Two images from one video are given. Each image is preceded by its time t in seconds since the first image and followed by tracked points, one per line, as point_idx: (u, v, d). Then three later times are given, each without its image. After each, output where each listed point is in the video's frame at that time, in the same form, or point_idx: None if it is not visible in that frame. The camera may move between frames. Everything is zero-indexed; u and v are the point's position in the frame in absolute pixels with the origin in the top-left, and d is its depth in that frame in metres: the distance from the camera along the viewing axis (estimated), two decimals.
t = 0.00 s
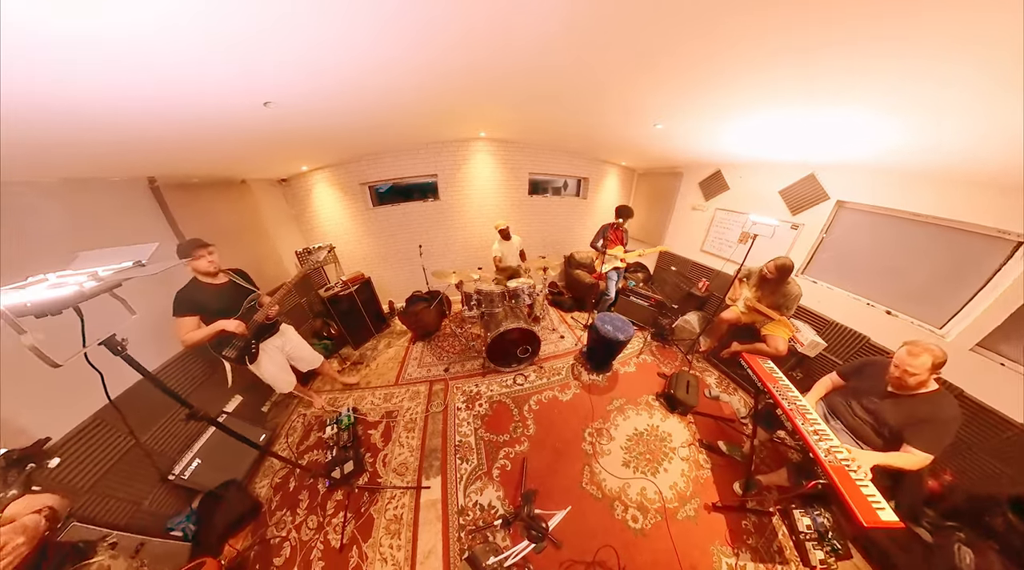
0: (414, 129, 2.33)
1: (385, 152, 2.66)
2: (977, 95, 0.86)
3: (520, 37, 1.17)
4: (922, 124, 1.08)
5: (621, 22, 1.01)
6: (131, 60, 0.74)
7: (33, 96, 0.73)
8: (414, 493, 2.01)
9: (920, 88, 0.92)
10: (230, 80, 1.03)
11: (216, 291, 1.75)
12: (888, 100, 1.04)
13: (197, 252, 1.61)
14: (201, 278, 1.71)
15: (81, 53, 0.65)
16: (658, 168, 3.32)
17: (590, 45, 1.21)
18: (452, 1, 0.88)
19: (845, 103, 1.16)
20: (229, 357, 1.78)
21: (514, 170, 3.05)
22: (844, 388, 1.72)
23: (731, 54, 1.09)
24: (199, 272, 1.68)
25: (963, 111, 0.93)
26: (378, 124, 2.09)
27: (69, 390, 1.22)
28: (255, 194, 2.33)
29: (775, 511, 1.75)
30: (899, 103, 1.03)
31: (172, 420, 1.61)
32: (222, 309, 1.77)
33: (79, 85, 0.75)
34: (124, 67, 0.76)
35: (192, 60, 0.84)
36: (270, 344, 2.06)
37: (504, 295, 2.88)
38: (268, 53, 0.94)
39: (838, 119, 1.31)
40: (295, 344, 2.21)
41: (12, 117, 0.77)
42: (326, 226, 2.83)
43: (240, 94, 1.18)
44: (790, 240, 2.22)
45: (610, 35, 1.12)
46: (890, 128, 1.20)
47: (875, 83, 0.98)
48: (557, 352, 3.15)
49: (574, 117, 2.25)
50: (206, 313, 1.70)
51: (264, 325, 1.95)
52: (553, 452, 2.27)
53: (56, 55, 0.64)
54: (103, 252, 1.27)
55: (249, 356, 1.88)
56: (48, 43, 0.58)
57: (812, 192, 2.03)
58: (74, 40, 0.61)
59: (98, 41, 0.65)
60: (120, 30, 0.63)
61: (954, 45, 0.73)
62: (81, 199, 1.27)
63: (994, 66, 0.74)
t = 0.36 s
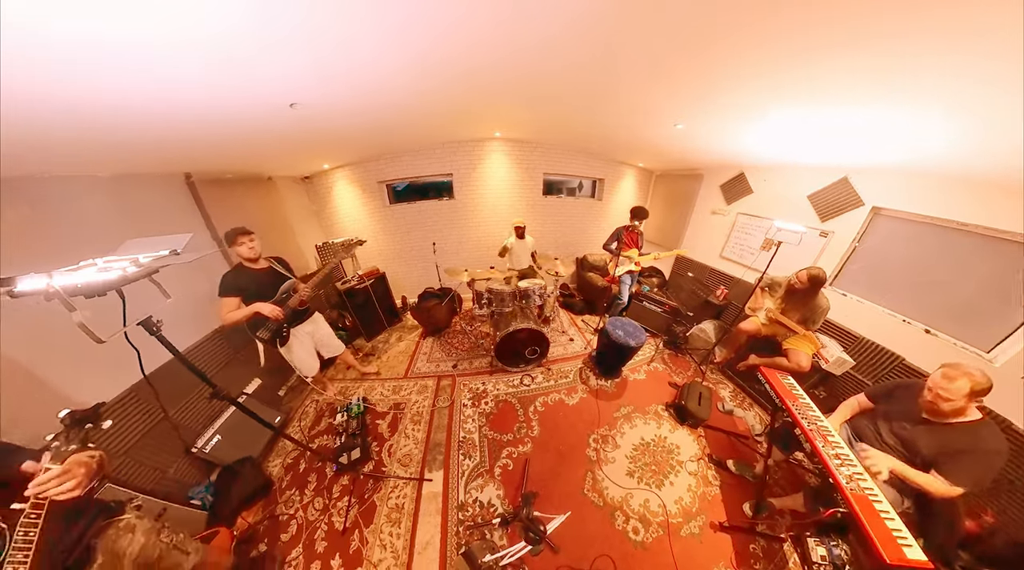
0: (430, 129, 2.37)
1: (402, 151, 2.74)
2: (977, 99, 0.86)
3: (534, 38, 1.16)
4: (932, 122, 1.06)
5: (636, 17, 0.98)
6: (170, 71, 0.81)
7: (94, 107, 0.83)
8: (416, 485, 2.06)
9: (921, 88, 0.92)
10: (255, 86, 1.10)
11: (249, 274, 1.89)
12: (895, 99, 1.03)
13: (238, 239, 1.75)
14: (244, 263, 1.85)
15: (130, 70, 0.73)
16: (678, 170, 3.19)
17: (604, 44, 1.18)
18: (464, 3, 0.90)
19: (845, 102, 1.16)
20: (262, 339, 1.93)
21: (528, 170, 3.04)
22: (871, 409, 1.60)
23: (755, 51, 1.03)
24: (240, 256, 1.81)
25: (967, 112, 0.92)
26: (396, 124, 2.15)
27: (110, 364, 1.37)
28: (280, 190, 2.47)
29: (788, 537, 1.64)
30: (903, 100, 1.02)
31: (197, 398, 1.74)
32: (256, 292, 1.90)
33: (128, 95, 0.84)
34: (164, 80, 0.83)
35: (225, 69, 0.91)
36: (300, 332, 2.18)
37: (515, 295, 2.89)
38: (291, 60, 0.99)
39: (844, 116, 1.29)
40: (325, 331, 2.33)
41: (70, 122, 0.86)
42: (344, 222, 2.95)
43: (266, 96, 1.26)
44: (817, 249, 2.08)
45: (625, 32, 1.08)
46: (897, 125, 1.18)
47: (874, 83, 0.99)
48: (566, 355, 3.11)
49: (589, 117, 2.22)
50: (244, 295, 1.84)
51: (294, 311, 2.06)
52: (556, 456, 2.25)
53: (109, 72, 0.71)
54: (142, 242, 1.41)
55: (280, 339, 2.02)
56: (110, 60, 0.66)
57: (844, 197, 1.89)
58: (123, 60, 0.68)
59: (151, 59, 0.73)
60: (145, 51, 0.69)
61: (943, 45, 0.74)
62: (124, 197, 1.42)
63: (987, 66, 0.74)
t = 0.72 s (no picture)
0: (446, 128, 2.41)
1: (420, 151, 2.82)
2: (975, 98, 0.88)
3: (543, 33, 1.14)
4: (937, 120, 1.06)
5: (649, 12, 0.94)
6: (191, 69, 0.87)
7: (121, 101, 0.89)
8: (419, 477, 2.10)
9: (918, 89, 0.95)
10: (273, 86, 1.17)
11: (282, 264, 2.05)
12: (895, 100, 1.06)
13: (285, 224, 1.95)
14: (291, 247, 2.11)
15: (154, 67, 0.78)
16: (697, 172, 3.08)
17: (616, 39, 1.14)
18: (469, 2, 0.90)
19: (866, 101, 1.11)
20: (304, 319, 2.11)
21: (543, 171, 3.03)
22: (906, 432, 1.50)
23: (782, 46, 0.97)
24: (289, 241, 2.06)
25: (965, 111, 0.94)
26: (412, 124, 2.21)
27: (145, 343, 1.53)
28: (302, 188, 2.62)
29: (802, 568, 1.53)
30: (899, 99, 1.04)
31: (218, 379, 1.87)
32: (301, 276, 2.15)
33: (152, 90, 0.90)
34: (186, 78, 0.89)
35: (243, 68, 0.96)
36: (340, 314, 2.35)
37: (525, 295, 2.89)
38: (305, 59, 1.04)
39: (844, 116, 1.30)
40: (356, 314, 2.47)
41: (105, 116, 0.94)
42: (362, 219, 3.07)
43: (287, 96, 1.33)
44: (846, 260, 1.94)
45: (639, 26, 1.04)
46: (895, 126, 1.21)
47: (874, 83, 1.01)
48: (575, 358, 3.07)
49: (605, 117, 2.17)
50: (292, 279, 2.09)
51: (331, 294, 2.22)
52: (560, 460, 2.22)
53: (134, 68, 0.76)
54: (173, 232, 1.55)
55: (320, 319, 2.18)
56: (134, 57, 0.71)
57: (881, 204, 1.74)
58: (145, 56, 0.73)
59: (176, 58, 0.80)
60: (146, 53, 0.72)
61: (939, 44, 0.76)
62: (155, 192, 1.59)
63: (984, 63, 0.76)
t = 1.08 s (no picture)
0: (461, 128, 2.45)
1: (436, 151, 2.88)
2: (980, 99, 0.87)
3: (557, 31, 1.13)
4: (944, 119, 1.04)
5: (660, 8, 0.91)
6: (221, 74, 0.93)
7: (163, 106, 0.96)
8: (422, 469, 2.14)
9: (915, 88, 0.94)
10: (296, 88, 1.23)
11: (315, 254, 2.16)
12: (894, 100, 1.05)
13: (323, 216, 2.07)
14: (325, 239, 2.22)
15: (185, 72, 0.84)
16: (720, 175, 2.94)
17: (632, 34, 1.10)
18: (477, 3, 0.91)
19: (903, 99, 1.02)
20: (327, 306, 2.28)
21: (558, 171, 3.00)
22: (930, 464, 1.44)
23: (802, 42, 0.91)
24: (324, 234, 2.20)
25: (969, 111, 0.93)
26: (428, 124, 2.26)
27: (179, 326, 1.67)
28: (325, 185, 2.75)
29: None
30: (900, 99, 1.03)
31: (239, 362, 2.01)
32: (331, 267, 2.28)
33: (188, 94, 0.97)
34: (215, 81, 0.95)
35: (267, 71, 1.02)
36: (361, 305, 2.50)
37: (536, 296, 2.88)
38: (323, 64, 1.08)
39: (879, 117, 1.20)
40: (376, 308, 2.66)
41: (148, 118, 1.02)
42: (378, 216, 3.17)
43: (311, 99, 1.41)
44: (882, 272, 1.79)
45: (657, 22, 0.99)
46: (910, 127, 1.17)
47: (872, 83, 1.00)
48: (584, 362, 3.02)
49: (622, 117, 2.12)
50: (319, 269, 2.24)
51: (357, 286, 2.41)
52: (562, 464, 2.19)
53: (170, 72, 0.82)
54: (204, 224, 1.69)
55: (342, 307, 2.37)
56: (172, 63, 0.77)
57: (925, 211, 1.57)
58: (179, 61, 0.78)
59: (205, 60, 0.82)
60: (180, 62, 0.79)
61: (939, 44, 0.75)
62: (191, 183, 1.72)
63: (987, 64, 0.75)
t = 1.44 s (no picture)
0: (477, 128, 2.48)
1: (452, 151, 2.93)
2: None
3: (569, 30, 1.12)
4: (978, 120, 0.97)
5: (675, 2, 0.88)
6: (247, 77, 1.00)
7: (198, 107, 1.06)
8: (425, 462, 2.19)
9: (918, 89, 0.95)
10: (317, 89, 1.29)
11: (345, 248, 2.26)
12: (936, 98, 0.95)
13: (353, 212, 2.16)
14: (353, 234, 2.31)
15: (212, 74, 0.90)
16: (744, 177, 2.79)
17: (648, 30, 1.06)
18: (486, 3, 0.92)
19: (949, 95, 0.92)
20: (359, 298, 2.32)
21: (573, 172, 2.97)
22: (964, 504, 1.35)
23: (831, 35, 0.84)
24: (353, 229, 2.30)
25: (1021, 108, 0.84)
26: (444, 124, 2.31)
27: (207, 311, 1.81)
28: (345, 182, 2.87)
29: None
30: (909, 101, 1.03)
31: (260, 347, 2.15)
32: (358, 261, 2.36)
33: (216, 94, 1.02)
34: (240, 83, 1.02)
35: (288, 75, 1.09)
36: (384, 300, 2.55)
37: (547, 297, 2.86)
38: (341, 67, 1.14)
39: (921, 116, 1.10)
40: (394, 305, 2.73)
41: (183, 118, 1.11)
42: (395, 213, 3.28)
43: (333, 100, 1.47)
44: (921, 286, 1.63)
45: (676, 17, 0.95)
46: (957, 127, 1.06)
47: (881, 87, 1.02)
48: (592, 366, 2.97)
49: (640, 116, 2.06)
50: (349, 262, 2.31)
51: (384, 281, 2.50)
52: (564, 468, 2.16)
53: (201, 76, 0.89)
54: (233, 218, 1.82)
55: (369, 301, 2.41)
56: (201, 65, 0.84)
57: (974, 220, 1.41)
58: (209, 65, 0.85)
59: (233, 62, 0.87)
60: (210, 66, 0.86)
61: (943, 42, 0.74)
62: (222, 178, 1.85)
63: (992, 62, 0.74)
